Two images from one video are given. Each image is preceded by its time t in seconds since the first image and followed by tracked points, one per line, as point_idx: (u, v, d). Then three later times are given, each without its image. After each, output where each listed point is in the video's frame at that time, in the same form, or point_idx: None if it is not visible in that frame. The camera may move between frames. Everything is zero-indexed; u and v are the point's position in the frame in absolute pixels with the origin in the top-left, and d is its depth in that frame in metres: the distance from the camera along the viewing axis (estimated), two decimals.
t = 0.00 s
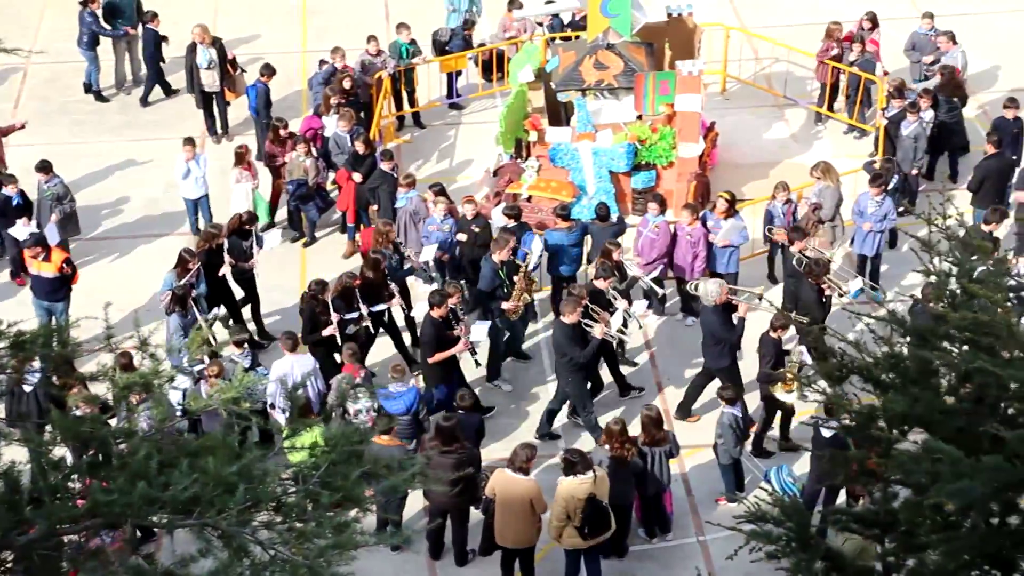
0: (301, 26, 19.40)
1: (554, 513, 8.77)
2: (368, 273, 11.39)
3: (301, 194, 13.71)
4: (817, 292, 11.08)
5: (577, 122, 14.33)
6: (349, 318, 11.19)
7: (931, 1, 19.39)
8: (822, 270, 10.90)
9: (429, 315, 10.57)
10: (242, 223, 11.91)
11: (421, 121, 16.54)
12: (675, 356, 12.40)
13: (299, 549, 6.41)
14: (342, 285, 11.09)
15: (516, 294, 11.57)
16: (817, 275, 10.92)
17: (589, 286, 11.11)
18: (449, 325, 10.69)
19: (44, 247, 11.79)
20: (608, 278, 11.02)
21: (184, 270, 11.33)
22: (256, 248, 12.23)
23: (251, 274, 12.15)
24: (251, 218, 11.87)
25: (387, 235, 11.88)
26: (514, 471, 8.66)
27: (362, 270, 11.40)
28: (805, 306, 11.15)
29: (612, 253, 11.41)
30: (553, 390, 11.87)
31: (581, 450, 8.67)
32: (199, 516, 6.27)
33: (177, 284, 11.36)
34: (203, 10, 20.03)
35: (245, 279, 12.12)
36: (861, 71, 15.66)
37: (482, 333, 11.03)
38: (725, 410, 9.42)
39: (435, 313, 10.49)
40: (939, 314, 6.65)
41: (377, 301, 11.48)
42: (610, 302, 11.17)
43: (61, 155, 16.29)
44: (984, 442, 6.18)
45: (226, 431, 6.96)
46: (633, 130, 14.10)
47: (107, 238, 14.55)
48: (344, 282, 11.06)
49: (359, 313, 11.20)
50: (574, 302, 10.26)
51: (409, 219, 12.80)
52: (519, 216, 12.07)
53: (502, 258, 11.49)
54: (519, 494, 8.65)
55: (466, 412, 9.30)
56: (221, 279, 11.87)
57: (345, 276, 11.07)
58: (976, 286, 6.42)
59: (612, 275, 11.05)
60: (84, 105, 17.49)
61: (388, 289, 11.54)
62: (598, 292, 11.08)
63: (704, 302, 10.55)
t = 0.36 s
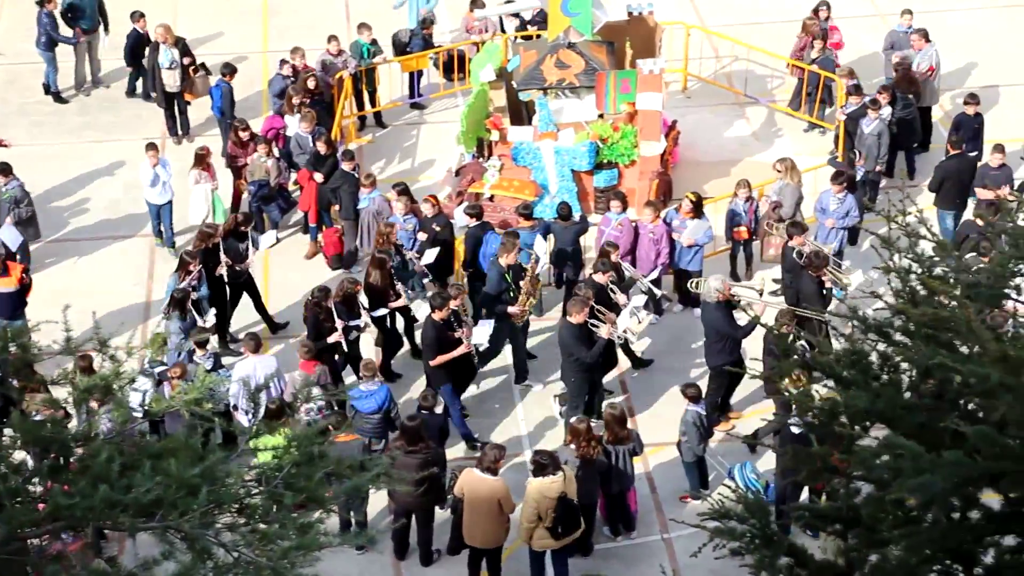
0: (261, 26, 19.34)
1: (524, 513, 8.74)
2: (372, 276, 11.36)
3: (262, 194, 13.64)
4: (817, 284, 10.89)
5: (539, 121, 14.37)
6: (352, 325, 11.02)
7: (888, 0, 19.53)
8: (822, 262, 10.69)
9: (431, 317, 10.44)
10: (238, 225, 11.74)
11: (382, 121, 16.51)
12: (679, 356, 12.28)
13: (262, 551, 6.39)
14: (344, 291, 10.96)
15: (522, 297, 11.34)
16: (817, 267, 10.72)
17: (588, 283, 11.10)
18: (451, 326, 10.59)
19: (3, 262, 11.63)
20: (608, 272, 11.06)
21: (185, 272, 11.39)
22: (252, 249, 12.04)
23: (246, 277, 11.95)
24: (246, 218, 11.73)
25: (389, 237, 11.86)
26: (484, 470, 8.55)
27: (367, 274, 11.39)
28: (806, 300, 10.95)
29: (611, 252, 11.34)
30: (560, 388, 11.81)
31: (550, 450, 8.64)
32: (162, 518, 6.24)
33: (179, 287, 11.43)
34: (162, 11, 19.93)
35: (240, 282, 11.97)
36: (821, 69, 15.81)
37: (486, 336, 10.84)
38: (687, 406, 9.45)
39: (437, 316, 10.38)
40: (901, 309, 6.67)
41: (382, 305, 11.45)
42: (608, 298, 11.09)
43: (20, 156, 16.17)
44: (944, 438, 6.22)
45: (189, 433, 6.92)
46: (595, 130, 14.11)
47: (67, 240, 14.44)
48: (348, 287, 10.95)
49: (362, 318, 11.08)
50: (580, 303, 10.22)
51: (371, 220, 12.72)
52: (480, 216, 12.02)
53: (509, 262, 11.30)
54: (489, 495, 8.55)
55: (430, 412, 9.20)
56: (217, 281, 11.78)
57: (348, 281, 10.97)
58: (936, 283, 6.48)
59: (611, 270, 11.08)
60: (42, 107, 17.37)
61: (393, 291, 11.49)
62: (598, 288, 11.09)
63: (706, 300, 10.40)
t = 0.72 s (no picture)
0: (219, 25, 19.27)
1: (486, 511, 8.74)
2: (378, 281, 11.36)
3: (221, 193, 13.58)
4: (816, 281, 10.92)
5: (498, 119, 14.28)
6: (355, 328, 11.01)
7: None
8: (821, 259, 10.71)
9: (431, 317, 10.40)
10: (234, 222, 11.72)
11: (341, 119, 16.47)
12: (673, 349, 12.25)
13: (222, 551, 6.38)
14: (346, 293, 10.89)
15: (523, 291, 11.44)
16: (816, 264, 10.74)
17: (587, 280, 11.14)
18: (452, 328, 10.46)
19: None
20: (607, 271, 11.05)
21: (184, 278, 11.28)
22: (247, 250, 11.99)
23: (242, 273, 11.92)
24: (242, 218, 11.68)
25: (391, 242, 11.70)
26: (447, 469, 8.51)
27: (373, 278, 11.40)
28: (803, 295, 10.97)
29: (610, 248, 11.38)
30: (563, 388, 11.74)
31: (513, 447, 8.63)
32: (121, 519, 6.21)
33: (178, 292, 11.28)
34: (118, 10, 19.82)
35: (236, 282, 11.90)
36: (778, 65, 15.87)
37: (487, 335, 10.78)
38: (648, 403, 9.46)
39: (437, 318, 10.31)
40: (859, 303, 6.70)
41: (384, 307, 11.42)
42: (610, 295, 11.19)
43: None
44: (903, 431, 6.27)
45: (148, 434, 6.88)
46: (554, 126, 14.15)
47: (25, 241, 14.34)
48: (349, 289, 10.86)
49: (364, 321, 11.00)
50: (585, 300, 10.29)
51: (331, 219, 12.58)
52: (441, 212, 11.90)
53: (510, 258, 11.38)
54: (452, 496, 8.51)
55: (391, 410, 9.19)
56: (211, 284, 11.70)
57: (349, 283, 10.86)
58: (893, 276, 6.51)
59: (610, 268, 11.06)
60: None
61: (397, 292, 11.48)
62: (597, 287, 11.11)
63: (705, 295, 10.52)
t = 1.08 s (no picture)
0: (179, 21, 19.18)
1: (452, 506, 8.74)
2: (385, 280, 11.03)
3: (182, 189, 13.52)
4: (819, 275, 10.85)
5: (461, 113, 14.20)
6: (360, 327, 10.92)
7: None
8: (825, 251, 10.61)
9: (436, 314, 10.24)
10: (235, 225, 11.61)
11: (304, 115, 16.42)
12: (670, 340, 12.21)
13: (186, 549, 6.36)
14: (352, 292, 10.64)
15: (526, 288, 11.42)
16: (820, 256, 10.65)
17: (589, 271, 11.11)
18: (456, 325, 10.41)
19: None
20: (609, 262, 11.07)
21: (186, 277, 11.05)
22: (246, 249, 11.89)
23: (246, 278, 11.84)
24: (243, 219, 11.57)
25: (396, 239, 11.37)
26: (413, 466, 8.51)
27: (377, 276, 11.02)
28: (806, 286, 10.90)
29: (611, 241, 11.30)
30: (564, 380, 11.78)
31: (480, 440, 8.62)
32: (84, 519, 6.17)
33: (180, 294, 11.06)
34: (76, 7, 19.71)
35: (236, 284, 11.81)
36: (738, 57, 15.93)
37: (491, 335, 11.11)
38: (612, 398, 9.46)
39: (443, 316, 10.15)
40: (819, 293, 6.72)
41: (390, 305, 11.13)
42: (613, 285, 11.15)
43: None
44: (864, 421, 6.30)
45: (109, 433, 6.84)
46: (517, 121, 14.10)
47: None
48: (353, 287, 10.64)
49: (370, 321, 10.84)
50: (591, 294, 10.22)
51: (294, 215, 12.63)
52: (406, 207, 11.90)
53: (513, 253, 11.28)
54: (418, 492, 8.50)
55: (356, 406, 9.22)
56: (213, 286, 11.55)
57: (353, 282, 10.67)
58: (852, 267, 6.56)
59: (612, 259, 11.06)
60: None
61: (403, 291, 11.14)
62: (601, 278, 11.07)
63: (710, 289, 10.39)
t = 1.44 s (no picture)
0: (150, 19, 19.13)
1: (428, 502, 8.75)
2: (400, 276, 11.01)
3: (152, 189, 13.48)
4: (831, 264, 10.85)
5: (433, 109, 14.18)
6: (373, 328, 10.63)
7: None
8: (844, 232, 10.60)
9: (449, 309, 10.20)
10: (245, 226, 11.60)
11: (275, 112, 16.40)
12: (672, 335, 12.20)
13: (159, 549, 6.34)
14: (366, 292, 10.48)
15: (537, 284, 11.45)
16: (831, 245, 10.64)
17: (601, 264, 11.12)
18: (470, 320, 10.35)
19: None
20: (622, 252, 11.08)
21: (203, 276, 10.92)
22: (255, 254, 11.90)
23: (251, 280, 11.80)
24: (252, 220, 11.57)
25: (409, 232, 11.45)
26: (388, 463, 8.51)
27: (393, 271, 11.03)
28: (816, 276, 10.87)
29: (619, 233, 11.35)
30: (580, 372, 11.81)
31: (456, 433, 8.62)
32: (54, 520, 6.13)
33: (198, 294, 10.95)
34: (45, 6, 19.63)
35: (242, 285, 11.76)
36: (710, 52, 15.93)
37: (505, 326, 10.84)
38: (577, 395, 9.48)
39: (459, 310, 10.11)
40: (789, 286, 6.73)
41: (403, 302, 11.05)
42: (625, 279, 11.13)
43: None
44: (835, 413, 6.33)
45: (80, 433, 6.80)
46: (490, 117, 14.11)
47: None
48: (365, 288, 10.46)
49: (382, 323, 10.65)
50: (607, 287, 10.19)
51: (266, 212, 12.54)
52: (378, 205, 11.90)
53: (526, 248, 11.35)
54: (393, 488, 8.50)
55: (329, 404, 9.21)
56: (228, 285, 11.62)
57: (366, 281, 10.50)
58: (823, 260, 6.57)
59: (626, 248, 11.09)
60: None
61: (419, 287, 11.14)
62: (613, 267, 11.08)
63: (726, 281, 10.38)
